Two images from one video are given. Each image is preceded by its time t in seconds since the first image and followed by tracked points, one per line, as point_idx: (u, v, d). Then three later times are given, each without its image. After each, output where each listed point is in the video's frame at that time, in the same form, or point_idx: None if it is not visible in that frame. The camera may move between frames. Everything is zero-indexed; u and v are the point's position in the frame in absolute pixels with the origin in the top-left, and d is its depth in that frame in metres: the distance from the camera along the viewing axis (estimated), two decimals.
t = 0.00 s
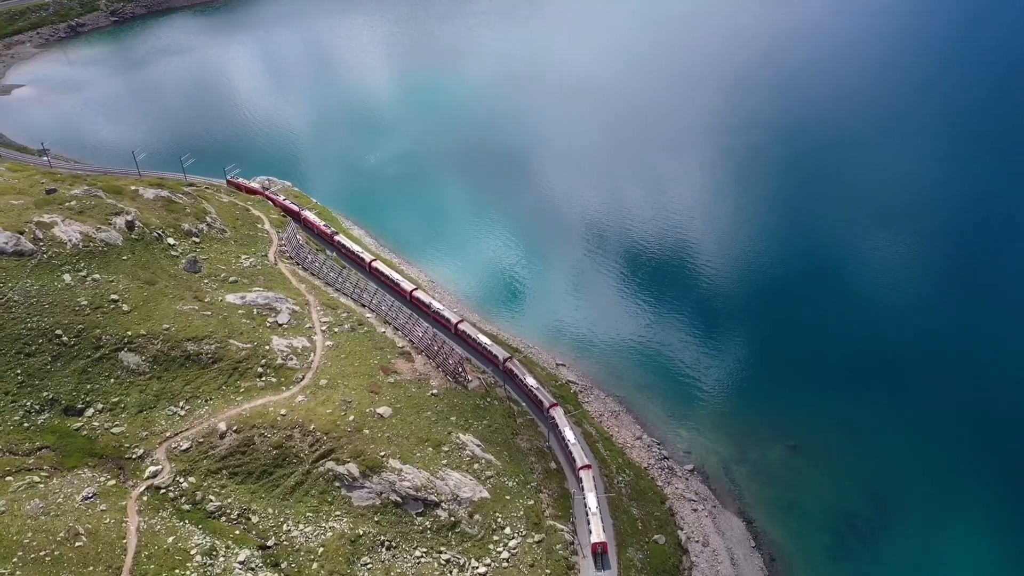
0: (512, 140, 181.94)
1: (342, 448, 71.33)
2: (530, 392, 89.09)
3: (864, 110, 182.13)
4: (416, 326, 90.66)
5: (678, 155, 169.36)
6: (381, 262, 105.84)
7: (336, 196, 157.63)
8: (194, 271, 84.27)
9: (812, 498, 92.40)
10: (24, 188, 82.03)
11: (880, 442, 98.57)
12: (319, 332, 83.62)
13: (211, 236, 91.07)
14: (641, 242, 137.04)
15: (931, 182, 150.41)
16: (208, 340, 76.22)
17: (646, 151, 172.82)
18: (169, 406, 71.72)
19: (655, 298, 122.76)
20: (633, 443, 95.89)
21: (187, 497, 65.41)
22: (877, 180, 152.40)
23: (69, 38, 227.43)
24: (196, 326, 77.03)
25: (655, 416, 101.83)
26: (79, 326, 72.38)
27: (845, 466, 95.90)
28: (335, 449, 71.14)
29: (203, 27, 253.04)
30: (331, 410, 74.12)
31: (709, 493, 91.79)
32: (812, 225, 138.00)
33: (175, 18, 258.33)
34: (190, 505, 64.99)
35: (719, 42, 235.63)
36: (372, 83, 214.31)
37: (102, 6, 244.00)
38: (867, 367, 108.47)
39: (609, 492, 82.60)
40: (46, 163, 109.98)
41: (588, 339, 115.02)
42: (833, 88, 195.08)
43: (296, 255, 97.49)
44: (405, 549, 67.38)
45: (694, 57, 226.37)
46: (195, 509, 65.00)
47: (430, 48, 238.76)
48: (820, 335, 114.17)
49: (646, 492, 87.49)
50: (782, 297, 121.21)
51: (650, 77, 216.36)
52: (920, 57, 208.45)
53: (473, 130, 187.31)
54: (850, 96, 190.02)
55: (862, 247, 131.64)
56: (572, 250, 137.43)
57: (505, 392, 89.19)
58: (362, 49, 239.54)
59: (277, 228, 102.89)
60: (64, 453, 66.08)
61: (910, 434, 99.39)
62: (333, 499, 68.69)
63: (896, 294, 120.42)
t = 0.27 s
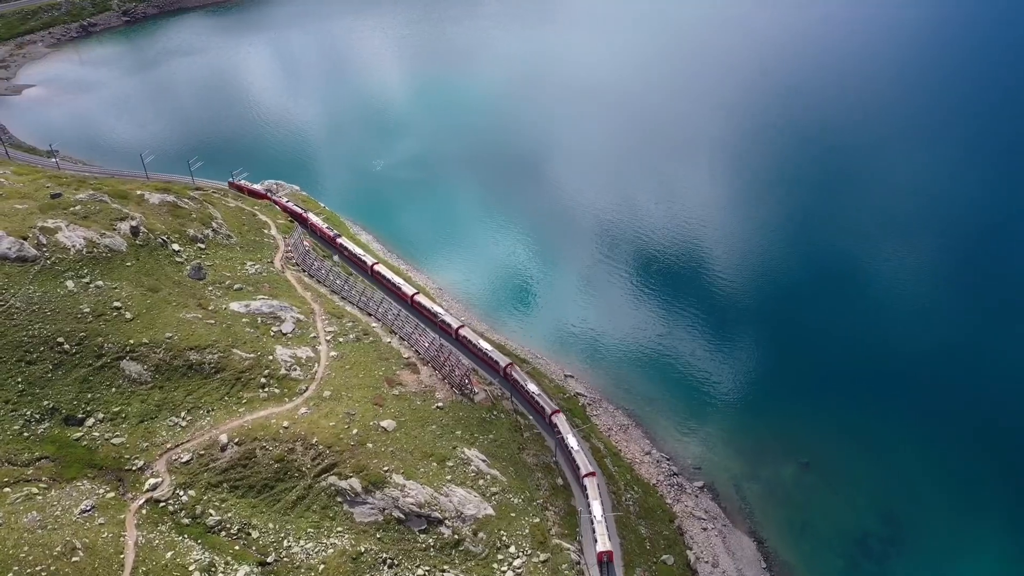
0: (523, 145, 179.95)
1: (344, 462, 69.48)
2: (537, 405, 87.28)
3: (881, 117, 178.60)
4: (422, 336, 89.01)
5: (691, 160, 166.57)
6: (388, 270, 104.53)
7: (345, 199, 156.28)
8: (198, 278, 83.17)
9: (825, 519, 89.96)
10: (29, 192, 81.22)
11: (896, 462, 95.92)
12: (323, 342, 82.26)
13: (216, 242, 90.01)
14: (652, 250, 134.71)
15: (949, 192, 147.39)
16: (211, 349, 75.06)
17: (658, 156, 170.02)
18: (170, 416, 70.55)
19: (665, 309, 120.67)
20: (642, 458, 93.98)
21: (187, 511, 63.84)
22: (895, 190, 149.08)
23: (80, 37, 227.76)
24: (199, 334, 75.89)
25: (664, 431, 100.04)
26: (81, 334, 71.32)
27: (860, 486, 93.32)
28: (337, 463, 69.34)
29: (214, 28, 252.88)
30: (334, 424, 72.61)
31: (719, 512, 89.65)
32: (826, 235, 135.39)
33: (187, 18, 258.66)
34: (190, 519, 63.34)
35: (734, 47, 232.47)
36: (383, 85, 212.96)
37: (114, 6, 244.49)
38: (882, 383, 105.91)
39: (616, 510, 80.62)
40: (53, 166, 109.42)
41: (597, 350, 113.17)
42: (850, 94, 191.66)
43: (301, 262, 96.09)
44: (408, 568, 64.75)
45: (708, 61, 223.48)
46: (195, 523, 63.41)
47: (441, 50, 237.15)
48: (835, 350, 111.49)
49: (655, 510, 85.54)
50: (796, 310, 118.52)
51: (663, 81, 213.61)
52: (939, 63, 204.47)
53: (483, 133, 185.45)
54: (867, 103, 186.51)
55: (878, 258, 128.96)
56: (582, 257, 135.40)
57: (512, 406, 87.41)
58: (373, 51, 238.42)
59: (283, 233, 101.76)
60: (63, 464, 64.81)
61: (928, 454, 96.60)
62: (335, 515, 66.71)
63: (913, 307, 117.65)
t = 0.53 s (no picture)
0: (533, 149, 177.68)
1: (347, 477, 68.00)
2: (545, 419, 85.82)
3: (900, 123, 174.88)
4: (429, 347, 87.57)
5: (704, 165, 163.60)
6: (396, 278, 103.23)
7: (354, 203, 154.79)
8: (203, 285, 82.08)
9: (839, 540, 87.33)
10: (34, 197, 80.47)
11: (914, 481, 93.07)
12: (327, 352, 80.91)
13: (222, 248, 88.97)
14: (662, 258, 132.03)
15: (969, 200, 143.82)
16: (214, 358, 73.87)
17: (671, 160, 167.13)
18: (172, 427, 69.36)
19: (676, 318, 117.98)
20: (650, 475, 91.97)
21: (186, 525, 62.37)
22: (914, 198, 145.77)
23: (92, 37, 228.51)
24: (202, 343, 74.73)
25: (674, 445, 98.03)
26: (82, 342, 70.34)
27: (876, 506, 90.62)
28: (340, 478, 67.85)
29: (226, 28, 252.74)
30: (337, 437, 71.11)
31: (729, 531, 87.44)
32: (842, 244, 132.36)
33: (199, 18, 259.15)
34: (189, 534, 61.82)
35: (748, 50, 229.26)
36: (393, 86, 211.51)
37: (126, 6, 245.22)
38: (900, 399, 103.05)
39: (624, 529, 78.65)
40: (60, 168, 108.94)
41: (605, 360, 110.90)
42: (867, 100, 187.91)
43: (308, 269, 94.82)
44: None
45: (722, 65, 220.35)
46: (194, 538, 61.84)
47: (452, 51, 235.35)
48: (851, 363, 108.50)
49: (664, 529, 83.58)
50: (812, 321, 115.40)
51: (676, 85, 210.81)
52: (959, 67, 200.34)
53: (493, 137, 183.28)
54: (885, 109, 182.80)
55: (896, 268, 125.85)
56: (591, 264, 132.99)
57: (519, 419, 85.88)
58: (383, 52, 237.15)
59: (290, 239, 100.62)
60: (62, 475, 63.55)
61: (948, 475, 93.37)
62: (336, 531, 64.99)
63: (933, 319, 114.37)
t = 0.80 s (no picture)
0: (544, 153, 175.26)
1: (349, 492, 66.26)
2: (553, 434, 84.20)
3: (919, 130, 171.05)
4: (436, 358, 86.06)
5: (718, 172, 160.61)
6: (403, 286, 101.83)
7: (362, 207, 153.31)
8: (207, 292, 81.03)
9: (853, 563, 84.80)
10: (39, 201, 79.74)
11: (932, 501, 90.19)
12: (332, 363, 79.62)
13: (227, 254, 87.91)
14: (673, 266, 129.35)
15: (989, 209, 140.28)
16: (217, 369, 72.71)
17: (685, 166, 164.11)
18: (172, 439, 68.19)
19: (686, 329, 115.44)
20: (659, 492, 89.96)
21: (185, 540, 60.72)
22: (933, 207, 142.25)
23: (104, 37, 229.17)
24: (205, 353, 73.60)
25: (683, 460, 95.97)
26: (84, 350, 69.38)
27: (892, 528, 87.88)
28: (342, 494, 66.11)
29: (237, 29, 252.59)
30: (340, 451, 69.56)
31: (739, 551, 85.26)
32: (859, 254, 129.26)
33: (211, 18, 259.52)
34: (187, 549, 60.14)
35: (763, 54, 225.77)
36: (403, 87, 210.03)
37: (137, 6, 245.80)
38: (918, 415, 100.11)
39: (632, 549, 76.64)
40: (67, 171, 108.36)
41: (614, 372, 108.68)
42: (885, 104, 184.40)
43: (314, 275, 93.56)
44: None
45: (736, 69, 217.01)
46: (192, 554, 60.08)
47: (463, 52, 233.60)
48: (866, 378, 105.66)
49: (672, 549, 81.60)
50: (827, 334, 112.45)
51: (689, 88, 207.86)
52: (979, 71, 196.23)
53: (503, 140, 181.05)
54: (904, 115, 179.03)
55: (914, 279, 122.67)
56: (601, 271, 130.53)
57: (525, 433, 84.29)
58: (394, 53, 235.86)
59: (297, 245, 99.49)
60: (61, 486, 62.24)
61: (969, 496, 90.29)
62: (338, 549, 63.07)
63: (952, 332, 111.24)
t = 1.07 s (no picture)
0: (555, 157, 172.79)
1: (351, 508, 64.50)
2: (560, 448, 82.21)
3: (941, 135, 166.93)
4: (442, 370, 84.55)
5: (732, 178, 157.40)
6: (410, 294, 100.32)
7: (371, 210, 152.04)
8: (211, 300, 79.91)
9: None
10: (43, 206, 79.02)
11: (951, 525, 87.29)
12: (336, 374, 78.23)
13: (232, 261, 86.84)
14: (685, 275, 126.84)
15: (1012, 218, 136.43)
16: (219, 379, 71.47)
17: (699, 172, 161.12)
18: (173, 451, 66.95)
19: (697, 340, 113.00)
20: (667, 510, 87.83)
21: (183, 555, 59.25)
22: (955, 216, 138.48)
23: (116, 37, 229.93)
24: (207, 362, 72.39)
25: (694, 475, 93.92)
26: (85, 358, 68.34)
27: (910, 551, 85.04)
28: (343, 510, 64.33)
29: (248, 29, 252.47)
30: (342, 466, 68.00)
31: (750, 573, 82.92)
32: (878, 263, 125.91)
33: (223, 18, 260.00)
34: (185, 565, 58.73)
35: (779, 58, 222.19)
36: (413, 89, 208.47)
37: (150, 6, 246.44)
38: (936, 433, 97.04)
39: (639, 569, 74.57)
40: (76, 173, 108.04)
41: (623, 384, 106.64)
42: (904, 109, 180.63)
43: (320, 283, 92.30)
44: None
45: (752, 72, 213.55)
46: (190, 570, 58.68)
47: (474, 53, 231.93)
48: (884, 393, 102.66)
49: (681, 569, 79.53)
50: (844, 348, 109.45)
51: (702, 91, 204.96)
52: (1002, 75, 191.83)
53: (514, 143, 178.69)
54: (924, 120, 174.99)
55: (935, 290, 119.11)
56: (610, 279, 128.23)
57: (532, 446, 82.62)
58: (405, 53, 234.54)
59: (303, 251, 98.35)
60: (59, 498, 61.05)
61: (990, 521, 87.36)
62: (338, 567, 61.45)
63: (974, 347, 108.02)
